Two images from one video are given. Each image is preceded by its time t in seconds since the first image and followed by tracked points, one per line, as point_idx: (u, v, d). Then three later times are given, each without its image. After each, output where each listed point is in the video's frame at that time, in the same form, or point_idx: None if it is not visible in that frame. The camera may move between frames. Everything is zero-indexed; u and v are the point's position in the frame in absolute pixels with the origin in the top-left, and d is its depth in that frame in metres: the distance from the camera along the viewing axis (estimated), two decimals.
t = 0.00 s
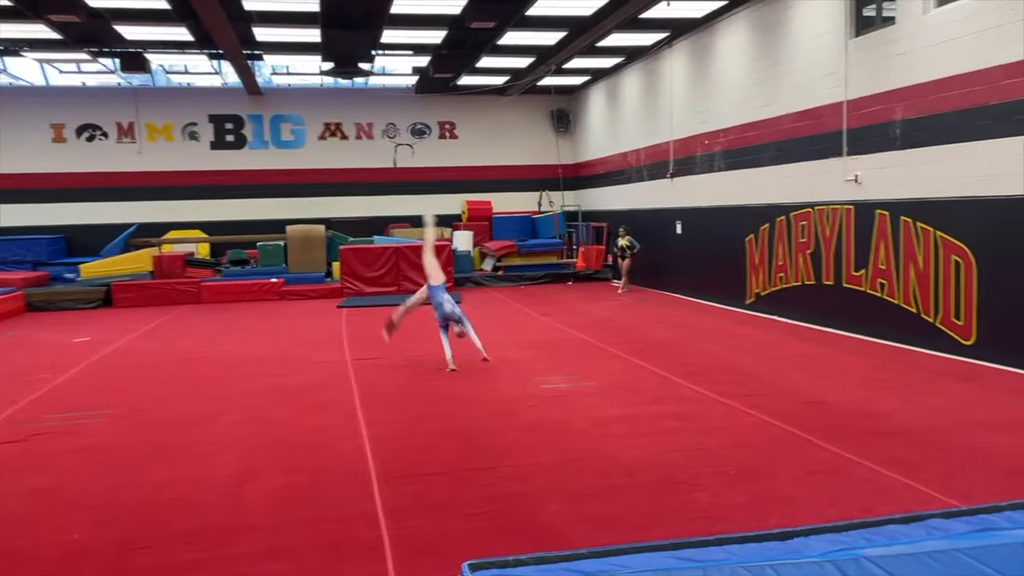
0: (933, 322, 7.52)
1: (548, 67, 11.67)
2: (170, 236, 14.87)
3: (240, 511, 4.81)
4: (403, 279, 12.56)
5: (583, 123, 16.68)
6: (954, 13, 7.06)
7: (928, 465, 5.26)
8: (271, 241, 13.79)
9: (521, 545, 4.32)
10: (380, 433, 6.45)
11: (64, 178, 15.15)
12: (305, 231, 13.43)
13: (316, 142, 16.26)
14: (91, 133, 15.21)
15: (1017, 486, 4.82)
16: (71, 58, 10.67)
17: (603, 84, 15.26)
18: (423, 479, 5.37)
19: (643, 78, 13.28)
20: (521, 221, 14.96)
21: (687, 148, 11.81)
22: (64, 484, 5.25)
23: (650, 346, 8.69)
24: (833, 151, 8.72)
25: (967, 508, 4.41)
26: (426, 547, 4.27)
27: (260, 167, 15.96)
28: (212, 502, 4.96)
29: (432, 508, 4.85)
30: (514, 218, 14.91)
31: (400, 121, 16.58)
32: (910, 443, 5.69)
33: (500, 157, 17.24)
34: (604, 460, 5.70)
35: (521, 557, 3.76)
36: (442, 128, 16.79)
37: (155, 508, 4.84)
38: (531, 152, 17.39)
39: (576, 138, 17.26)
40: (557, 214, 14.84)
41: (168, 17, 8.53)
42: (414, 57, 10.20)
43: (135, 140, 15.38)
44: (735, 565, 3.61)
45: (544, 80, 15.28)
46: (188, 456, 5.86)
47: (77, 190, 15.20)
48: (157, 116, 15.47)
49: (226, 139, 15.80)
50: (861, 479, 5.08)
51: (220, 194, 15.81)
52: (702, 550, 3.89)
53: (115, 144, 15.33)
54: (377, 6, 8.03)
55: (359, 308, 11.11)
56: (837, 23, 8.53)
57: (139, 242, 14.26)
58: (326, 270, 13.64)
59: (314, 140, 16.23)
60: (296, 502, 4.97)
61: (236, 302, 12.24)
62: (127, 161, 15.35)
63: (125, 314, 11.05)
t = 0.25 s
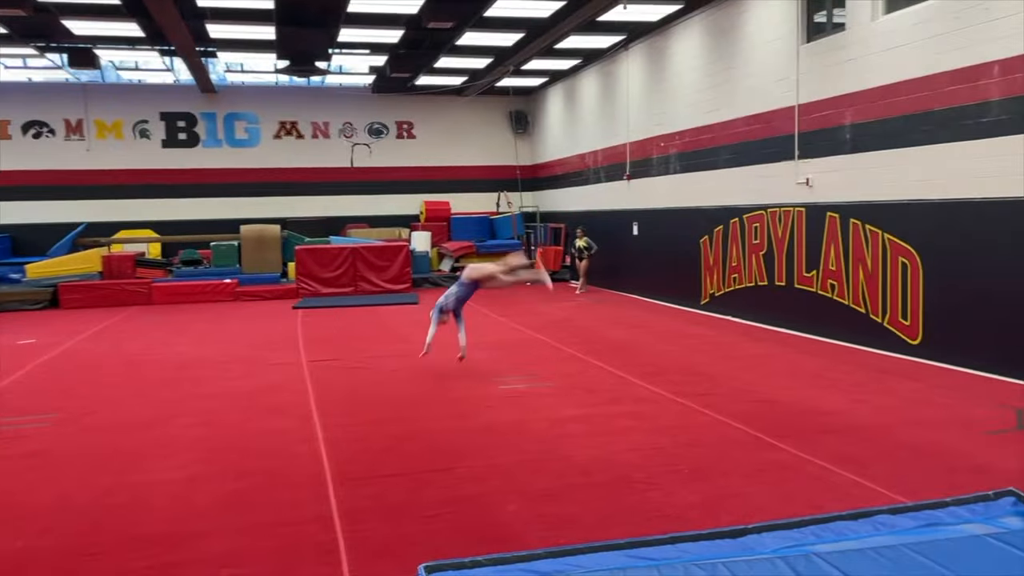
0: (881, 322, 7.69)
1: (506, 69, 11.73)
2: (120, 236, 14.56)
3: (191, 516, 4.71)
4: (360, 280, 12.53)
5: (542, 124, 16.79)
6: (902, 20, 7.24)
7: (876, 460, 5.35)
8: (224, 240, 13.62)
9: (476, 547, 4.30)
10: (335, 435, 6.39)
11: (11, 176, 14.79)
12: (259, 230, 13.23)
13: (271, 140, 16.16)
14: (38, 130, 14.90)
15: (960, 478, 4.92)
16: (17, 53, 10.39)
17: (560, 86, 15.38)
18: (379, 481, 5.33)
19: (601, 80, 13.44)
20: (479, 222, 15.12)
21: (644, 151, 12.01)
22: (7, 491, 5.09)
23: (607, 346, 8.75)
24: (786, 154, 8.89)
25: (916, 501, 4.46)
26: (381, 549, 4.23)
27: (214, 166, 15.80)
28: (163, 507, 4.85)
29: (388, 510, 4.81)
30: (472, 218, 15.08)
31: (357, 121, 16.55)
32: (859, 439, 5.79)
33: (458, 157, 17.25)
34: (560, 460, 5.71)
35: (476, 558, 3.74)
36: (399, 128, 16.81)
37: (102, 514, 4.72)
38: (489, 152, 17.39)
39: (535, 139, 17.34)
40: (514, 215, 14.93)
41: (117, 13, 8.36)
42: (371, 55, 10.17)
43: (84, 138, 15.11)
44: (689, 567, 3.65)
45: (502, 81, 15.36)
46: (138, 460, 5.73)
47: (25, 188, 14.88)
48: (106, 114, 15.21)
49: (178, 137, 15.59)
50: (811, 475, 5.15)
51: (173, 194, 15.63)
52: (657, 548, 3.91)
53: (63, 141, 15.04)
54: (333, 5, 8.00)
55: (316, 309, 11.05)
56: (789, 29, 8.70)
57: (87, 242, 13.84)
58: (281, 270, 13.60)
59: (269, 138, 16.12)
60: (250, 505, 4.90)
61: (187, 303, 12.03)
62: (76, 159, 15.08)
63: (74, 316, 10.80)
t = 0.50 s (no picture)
0: (835, 321, 7.83)
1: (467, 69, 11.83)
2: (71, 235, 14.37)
3: (144, 522, 4.58)
4: (319, 281, 12.43)
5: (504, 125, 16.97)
6: (854, 25, 7.40)
7: (830, 456, 5.40)
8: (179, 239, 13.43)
9: (435, 550, 4.24)
10: (293, 437, 6.29)
11: None
12: (215, 231, 13.23)
13: (229, 140, 16.20)
14: None
15: (911, 472, 4.99)
16: None
17: (522, 86, 15.63)
18: (338, 484, 5.24)
19: (562, 81, 13.61)
20: (441, 222, 15.30)
21: (604, 152, 12.18)
22: None
23: (568, 346, 8.78)
24: (742, 156, 9.03)
25: (867, 498, 4.50)
26: (340, 554, 4.16)
27: (163, 165, 15.78)
28: (114, 514, 4.71)
29: (347, 514, 4.73)
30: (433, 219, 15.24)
31: (316, 120, 16.70)
32: (816, 437, 5.86)
33: (419, 157, 17.53)
34: (521, 460, 5.68)
35: (435, 561, 3.71)
36: (359, 127, 16.98)
37: (50, 522, 4.56)
38: (451, 153, 17.75)
39: (495, 139, 17.62)
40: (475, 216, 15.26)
41: (68, 9, 8.19)
42: (331, 54, 10.16)
43: (33, 136, 14.96)
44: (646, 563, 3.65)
45: (463, 82, 15.54)
46: (88, 465, 5.57)
47: None
48: (57, 112, 15.10)
49: (132, 135, 15.58)
50: (767, 472, 5.18)
51: (126, 193, 15.58)
52: (616, 547, 3.91)
53: (11, 139, 14.85)
54: (290, 3, 7.97)
55: (273, 311, 10.98)
56: (745, 32, 8.83)
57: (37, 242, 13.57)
58: (238, 270, 13.54)
59: (226, 137, 16.16)
60: (205, 510, 4.78)
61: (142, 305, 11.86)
62: (25, 158, 14.91)
63: (24, 318, 10.53)
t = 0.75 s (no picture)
0: (789, 318, 7.96)
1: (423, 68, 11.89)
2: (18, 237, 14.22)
3: (89, 529, 4.41)
4: (274, 282, 12.34)
5: (461, 125, 17.04)
6: (804, 26, 7.53)
7: (784, 450, 5.43)
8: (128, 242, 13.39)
9: (392, 550, 4.14)
10: (248, 440, 6.14)
11: None
12: (166, 232, 13.08)
13: (179, 138, 16.08)
14: None
15: (863, 465, 5.04)
16: None
17: (479, 85, 15.70)
18: (292, 487, 5.12)
19: (518, 80, 13.68)
20: (398, 222, 15.35)
21: (560, 151, 12.26)
22: None
23: (527, 346, 8.78)
24: (696, 155, 9.15)
25: (819, 491, 4.53)
26: (294, 557, 4.04)
27: (112, 164, 15.59)
28: (58, 521, 4.52)
29: (302, 516, 4.61)
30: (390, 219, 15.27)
31: (270, 118, 16.66)
32: (772, 430, 5.90)
33: (376, 156, 17.56)
34: (479, 459, 5.61)
35: (392, 562, 3.69)
36: (314, 126, 16.96)
37: None
38: (409, 153, 17.84)
39: (452, 138, 17.81)
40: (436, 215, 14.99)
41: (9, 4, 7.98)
42: (284, 52, 10.29)
43: None
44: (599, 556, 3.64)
45: (419, 81, 15.59)
46: (31, 473, 5.36)
47: None
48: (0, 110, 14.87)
49: (79, 134, 15.38)
50: (725, 467, 5.19)
51: (74, 193, 15.37)
52: (574, 545, 3.92)
53: None
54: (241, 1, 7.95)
55: (227, 313, 10.84)
56: (698, 33, 8.93)
57: None
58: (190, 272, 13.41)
59: (176, 136, 16.03)
60: (155, 515, 4.62)
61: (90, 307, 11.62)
62: None
63: None
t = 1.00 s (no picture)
0: (757, 313, 8.07)
1: (392, 64, 11.94)
2: None
3: (52, 534, 4.31)
4: (242, 281, 12.32)
5: (430, 122, 17.04)
6: (770, 25, 7.62)
7: (753, 443, 5.46)
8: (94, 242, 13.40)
9: (363, 549, 4.09)
10: (216, 440, 6.05)
11: None
12: (131, 231, 13.05)
13: (144, 136, 15.90)
14: None
15: (830, 458, 5.09)
16: None
17: (448, 82, 15.66)
18: (261, 487, 5.04)
19: (488, 78, 13.69)
20: (369, 220, 15.30)
21: (530, 149, 12.29)
22: None
23: (498, 344, 8.78)
24: (666, 153, 9.21)
25: (787, 483, 4.53)
26: (263, 558, 3.97)
27: (76, 163, 15.38)
28: (19, 526, 4.41)
29: (271, 517, 4.53)
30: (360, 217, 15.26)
31: (237, 115, 16.52)
32: (741, 424, 5.94)
33: (346, 154, 17.51)
34: (451, 456, 5.57)
35: (362, 561, 3.63)
36: (282, 123, 16.86)
37: None
38: (377, 151, 17.71)
39: (422, 136, 17.81)
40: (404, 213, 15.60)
41: None
42: (252, 49, 10.43)
43: None
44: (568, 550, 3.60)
45: (388, 78, 15.53)
46: None
47: None
48: None
49: (41, 132, 15.12)
50: (695, 461, 5.21)
51: (38, 191, 15.15)
52: (545, 540, 3.90)
53: None
54: None
55: (195, 313, 10.72)
56: (667, 32, 8.98)
57: None
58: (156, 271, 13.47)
59: (142, 133, 15.85)
60: (121, 518, 4.53)
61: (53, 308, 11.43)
62: None
63: None
